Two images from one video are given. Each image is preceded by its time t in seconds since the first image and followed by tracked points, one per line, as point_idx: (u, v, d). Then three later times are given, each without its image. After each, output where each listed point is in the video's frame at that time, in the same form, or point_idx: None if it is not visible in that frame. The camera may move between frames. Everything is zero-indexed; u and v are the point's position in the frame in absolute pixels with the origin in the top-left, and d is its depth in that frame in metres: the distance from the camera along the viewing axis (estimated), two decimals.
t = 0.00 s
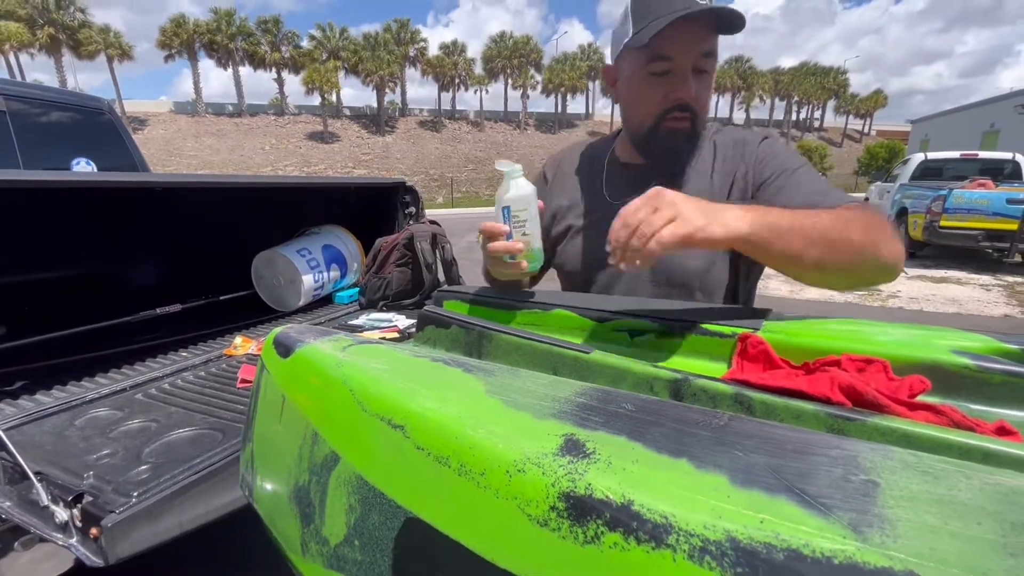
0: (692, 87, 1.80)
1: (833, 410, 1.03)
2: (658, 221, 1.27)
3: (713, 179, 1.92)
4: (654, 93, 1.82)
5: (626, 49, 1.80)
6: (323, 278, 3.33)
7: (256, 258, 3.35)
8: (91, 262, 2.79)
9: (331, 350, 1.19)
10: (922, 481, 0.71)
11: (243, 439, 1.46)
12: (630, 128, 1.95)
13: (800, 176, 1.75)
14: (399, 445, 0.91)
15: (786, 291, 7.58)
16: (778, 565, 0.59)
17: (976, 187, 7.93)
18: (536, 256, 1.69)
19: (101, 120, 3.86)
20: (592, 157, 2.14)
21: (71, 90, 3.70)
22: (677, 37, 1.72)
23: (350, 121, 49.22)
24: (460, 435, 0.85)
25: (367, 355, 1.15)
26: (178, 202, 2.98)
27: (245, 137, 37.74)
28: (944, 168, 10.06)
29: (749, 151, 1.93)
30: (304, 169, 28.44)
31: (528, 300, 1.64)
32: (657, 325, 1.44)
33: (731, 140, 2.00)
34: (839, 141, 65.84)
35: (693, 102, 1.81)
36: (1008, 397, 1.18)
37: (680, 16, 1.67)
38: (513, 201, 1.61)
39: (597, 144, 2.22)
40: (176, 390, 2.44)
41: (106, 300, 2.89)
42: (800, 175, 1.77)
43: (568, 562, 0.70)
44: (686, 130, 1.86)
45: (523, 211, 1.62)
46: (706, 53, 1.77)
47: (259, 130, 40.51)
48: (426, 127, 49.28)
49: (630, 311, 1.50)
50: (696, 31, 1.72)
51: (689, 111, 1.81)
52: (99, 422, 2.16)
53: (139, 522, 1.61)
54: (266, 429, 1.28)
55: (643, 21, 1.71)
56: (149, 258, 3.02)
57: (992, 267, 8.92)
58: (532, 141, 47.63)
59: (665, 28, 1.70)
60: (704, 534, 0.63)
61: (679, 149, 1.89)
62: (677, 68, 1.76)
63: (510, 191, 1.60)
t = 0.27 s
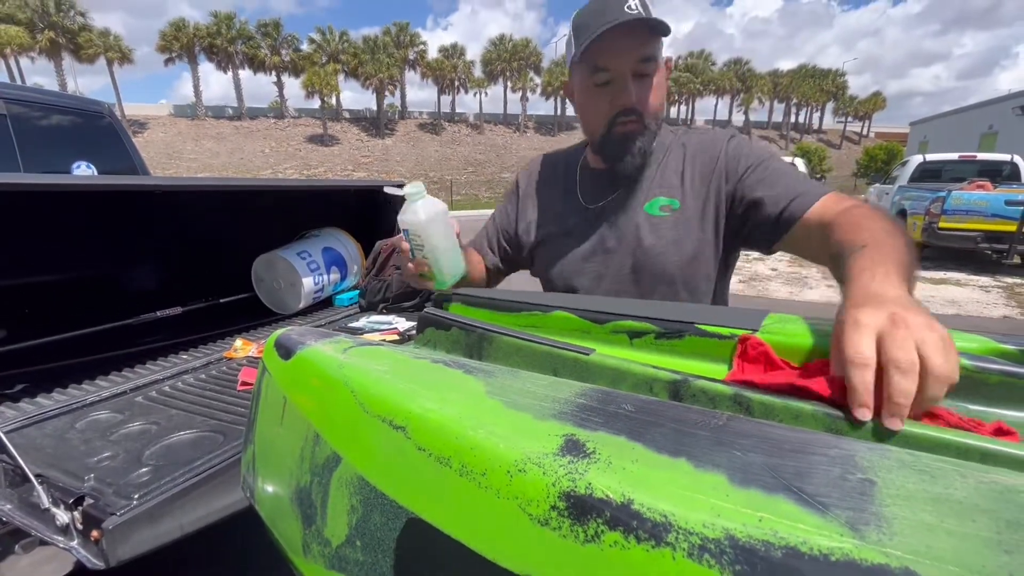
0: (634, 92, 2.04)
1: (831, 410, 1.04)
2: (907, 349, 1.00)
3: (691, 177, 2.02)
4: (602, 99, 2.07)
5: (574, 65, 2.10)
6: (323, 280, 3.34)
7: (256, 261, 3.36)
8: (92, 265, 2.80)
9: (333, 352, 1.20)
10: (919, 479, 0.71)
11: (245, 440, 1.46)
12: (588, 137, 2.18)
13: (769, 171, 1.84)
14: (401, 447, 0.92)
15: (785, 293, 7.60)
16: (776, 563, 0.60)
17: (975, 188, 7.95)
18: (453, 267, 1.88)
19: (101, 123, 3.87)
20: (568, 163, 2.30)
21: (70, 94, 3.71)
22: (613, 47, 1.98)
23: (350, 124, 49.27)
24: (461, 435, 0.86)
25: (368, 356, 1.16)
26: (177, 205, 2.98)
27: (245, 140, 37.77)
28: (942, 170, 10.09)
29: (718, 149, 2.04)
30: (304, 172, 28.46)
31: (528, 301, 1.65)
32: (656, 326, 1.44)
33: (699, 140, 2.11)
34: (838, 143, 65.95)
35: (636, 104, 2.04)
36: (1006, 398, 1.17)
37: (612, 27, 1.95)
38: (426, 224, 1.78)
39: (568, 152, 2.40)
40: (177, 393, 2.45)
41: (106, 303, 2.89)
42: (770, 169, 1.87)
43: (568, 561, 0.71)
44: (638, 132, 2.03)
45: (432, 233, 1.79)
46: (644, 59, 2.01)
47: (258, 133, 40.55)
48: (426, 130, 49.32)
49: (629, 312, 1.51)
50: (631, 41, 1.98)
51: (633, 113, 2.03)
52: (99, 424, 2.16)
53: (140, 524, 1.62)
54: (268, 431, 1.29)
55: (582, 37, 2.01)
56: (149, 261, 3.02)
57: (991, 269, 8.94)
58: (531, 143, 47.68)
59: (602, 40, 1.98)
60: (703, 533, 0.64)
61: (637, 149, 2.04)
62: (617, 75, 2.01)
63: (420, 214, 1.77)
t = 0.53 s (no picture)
0: (602, 89, 2.09)
1: (830, 410, 1.04)
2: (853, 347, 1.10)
3: (684, 180, 2.03)
4: (577, 97, 2.16)
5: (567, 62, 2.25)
6: (324, 282, 3.35)
7: (257, 263, 3.36)
8: (92, 268, 2.80)
9: (333, 353, 1.20)
10: (917, 478, 0.72)
11: (246, 442, 1.47)
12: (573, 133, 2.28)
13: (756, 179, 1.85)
14: (402, 447, 0.92)
15: (785, 294, 7.61)
16: (775, 560, 0.61)
17: (975, 190, 7.96)
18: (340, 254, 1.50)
19: (102, 126, 3.88)
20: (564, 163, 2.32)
21: (72, 97, 3.72)
22: (585, 44, 2.10)
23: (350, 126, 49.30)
24: (462, 435, 0.86)
25: (369, 357, 1.17)
26: (178, 208, 2.99)
27: (245, 142, 37.82)
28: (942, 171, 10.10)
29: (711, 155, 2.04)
30: (305, 174, 28.49)
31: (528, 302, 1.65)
32: (656, 327, 1.45)
33: (694, 144, 2.12)
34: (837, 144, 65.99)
35: (597, 101, 2.09)
36: (1006, 396, 1.15)
37: (587, 25, 2.08)
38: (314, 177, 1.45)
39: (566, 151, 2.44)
40: (178, 395, 2.45)
41: (107, 306, 2.90)
42: (758, 175, 1.87)
43: (569, 560, 0.71)
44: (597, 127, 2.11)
45: (313, 190, 1.44)
46: (610, 59, 2.06)
47: (258, 136, 40.57)
48: (426, 132, 49.37)
49: (629, 313, 1.51)
50: (603, 39, 2.06)
51: (595, 108, 2.09)
52: (100, 426, 2.17)
53: (142, 526, 1.62)
54: (269, 432, 1.29)
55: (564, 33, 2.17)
56: (149, 263, 3.03)
57: (991, 270, 8.94)
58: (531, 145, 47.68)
59: (581, 37, 2.11)
60: (702, 531, 0.64)
61: (601, 145, 2.10)
62: (586, 72, 2.11)
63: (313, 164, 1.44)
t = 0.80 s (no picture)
0: (617, 83, 2.11)
1: (832, 411, 1.05)
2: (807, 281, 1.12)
3: (698, 179, 2.05)
4: (592, 92, 2.17)
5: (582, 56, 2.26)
6: (326, 284, 3.36)
7: (258, 265, 3.37)
8: (93, 269, 2.80)
9: (336, 354, 1.20)
10: (920, 478, 0.72)
11: (248, 443, 1.47)
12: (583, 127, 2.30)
13: (771, 180, 1.89)
14: (404, 447, 0.93)
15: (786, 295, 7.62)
16: (778, 560, 0.61)
17: (975, 190, 7.96)
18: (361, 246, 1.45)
19: (104, 128, 3.89)
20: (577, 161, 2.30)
21: (74, 98, 3.72)
22: (603, 37, 2.11)
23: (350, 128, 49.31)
24: (465, 435, 0.86)
25: (372, 358, 1.17)
26: (179, 210, 2.99)
27: (246, 144, 37.86)
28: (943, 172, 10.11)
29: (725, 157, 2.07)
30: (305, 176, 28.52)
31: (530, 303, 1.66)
32: (658, 328, 1.45)
33: (705, 147, 2.16)
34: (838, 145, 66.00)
35: (612, 94, 2.10)
36: (1008, 397, 1.12)
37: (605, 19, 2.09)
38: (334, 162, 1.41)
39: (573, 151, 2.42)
40: (179, 396, 2.45)
41: (108, 307, 2.90)
42: (770, 177, 1.92)
43: (572, 559, 0.71)
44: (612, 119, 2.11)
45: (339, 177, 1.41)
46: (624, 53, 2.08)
47: (259, 137, 40.61)
48: (426, 133, 49.41)
49: (630, 314, 1.51)
50: (620, 35, 2.08)
51: (609, 101, 2.11)
52: (102, 427, 2.17)
53: (144, 527, 1.62)
54: (271, 433, 1.29)
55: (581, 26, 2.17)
56: (150, 265, 3.03)
57: (992, 270, 8.94)
58: (531, 146, 47.71)
59: (598, 31, 2.13)
60: (705, 531, 0.65)
61: (613, 137, 2.10)
62: (601, 65, 2.12)
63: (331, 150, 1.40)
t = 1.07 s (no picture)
0: (636, 85, 2.08)
1: (834, 411, 1.05)
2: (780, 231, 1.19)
3: (708, 180, 2.06)
4: (608, 94, 2.14)
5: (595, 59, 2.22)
6: (328, 285, 3.36)
7: (259, 266, 3.37)
8: (94, 270, 2.81)
9: (337, 354, 1.21)
10: (921, 478, 0.72)
11: (249, 444, 1.47)
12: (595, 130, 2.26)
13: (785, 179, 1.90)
14: (404, 447, 0.93)
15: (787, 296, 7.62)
16: (780, 561, 0.60)
17: (977, 190, 7.95)
18: (371, 243, 1.45)
19: (106, 129, 3.90)
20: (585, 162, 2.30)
21: (76, 100, 3.73)
22: (620, 40, 2.08)
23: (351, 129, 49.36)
24: (466, 436, 0.86)
25: (373, 359, 1.17)
26: (180, 211, 2.99)
27: (247, 145, 37.92)
28: (944, 172, 10.10)
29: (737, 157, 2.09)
30: (306, 177, 28.55)
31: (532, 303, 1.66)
32: (659, 328, 1.44)
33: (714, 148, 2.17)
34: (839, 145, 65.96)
35: (632, 96, 2.08)
36: (1009, 397, 1.11)
37: (622, 21, 2.07)
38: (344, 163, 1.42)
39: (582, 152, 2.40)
40: (181, 397, 2.45)
41: (109, 308, 2.90)
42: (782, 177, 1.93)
43: (573, 560, 0.71)
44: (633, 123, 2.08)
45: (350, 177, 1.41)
46: (644, 54, 2.06)
47: (260, 139, 40.66)
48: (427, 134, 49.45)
49: (631, 314, 1.51)
50: (638, 38, 2.06)
51: (628, 104, 2.08)
52: (104, 428, 2.17)
53: (145, 527, 1.62)
54: (272, 434, 1.29)
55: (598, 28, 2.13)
56: (151, 266, 3.03)
57: (994, 270, 8.93)
58: (532, 147, 47.73)
59: (615, 32, 2.10)
60: (707, 532, 0.65)
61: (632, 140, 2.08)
62: (620, 67, 2.09)
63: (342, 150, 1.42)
